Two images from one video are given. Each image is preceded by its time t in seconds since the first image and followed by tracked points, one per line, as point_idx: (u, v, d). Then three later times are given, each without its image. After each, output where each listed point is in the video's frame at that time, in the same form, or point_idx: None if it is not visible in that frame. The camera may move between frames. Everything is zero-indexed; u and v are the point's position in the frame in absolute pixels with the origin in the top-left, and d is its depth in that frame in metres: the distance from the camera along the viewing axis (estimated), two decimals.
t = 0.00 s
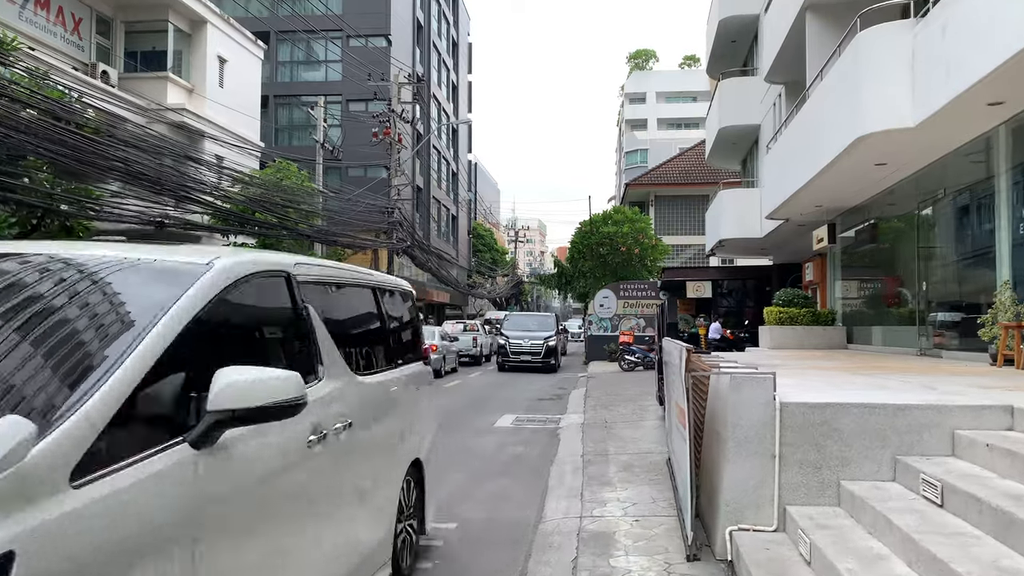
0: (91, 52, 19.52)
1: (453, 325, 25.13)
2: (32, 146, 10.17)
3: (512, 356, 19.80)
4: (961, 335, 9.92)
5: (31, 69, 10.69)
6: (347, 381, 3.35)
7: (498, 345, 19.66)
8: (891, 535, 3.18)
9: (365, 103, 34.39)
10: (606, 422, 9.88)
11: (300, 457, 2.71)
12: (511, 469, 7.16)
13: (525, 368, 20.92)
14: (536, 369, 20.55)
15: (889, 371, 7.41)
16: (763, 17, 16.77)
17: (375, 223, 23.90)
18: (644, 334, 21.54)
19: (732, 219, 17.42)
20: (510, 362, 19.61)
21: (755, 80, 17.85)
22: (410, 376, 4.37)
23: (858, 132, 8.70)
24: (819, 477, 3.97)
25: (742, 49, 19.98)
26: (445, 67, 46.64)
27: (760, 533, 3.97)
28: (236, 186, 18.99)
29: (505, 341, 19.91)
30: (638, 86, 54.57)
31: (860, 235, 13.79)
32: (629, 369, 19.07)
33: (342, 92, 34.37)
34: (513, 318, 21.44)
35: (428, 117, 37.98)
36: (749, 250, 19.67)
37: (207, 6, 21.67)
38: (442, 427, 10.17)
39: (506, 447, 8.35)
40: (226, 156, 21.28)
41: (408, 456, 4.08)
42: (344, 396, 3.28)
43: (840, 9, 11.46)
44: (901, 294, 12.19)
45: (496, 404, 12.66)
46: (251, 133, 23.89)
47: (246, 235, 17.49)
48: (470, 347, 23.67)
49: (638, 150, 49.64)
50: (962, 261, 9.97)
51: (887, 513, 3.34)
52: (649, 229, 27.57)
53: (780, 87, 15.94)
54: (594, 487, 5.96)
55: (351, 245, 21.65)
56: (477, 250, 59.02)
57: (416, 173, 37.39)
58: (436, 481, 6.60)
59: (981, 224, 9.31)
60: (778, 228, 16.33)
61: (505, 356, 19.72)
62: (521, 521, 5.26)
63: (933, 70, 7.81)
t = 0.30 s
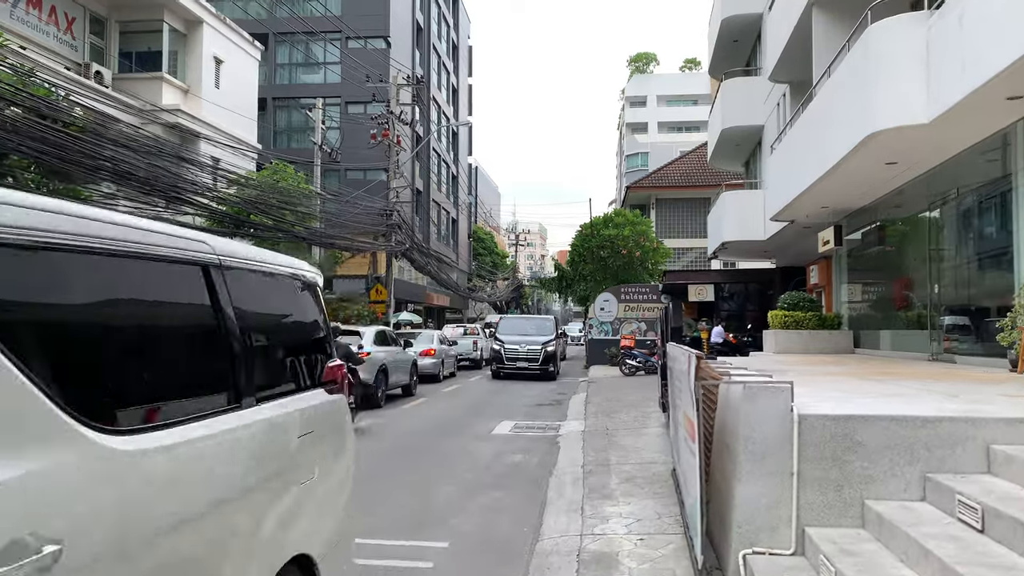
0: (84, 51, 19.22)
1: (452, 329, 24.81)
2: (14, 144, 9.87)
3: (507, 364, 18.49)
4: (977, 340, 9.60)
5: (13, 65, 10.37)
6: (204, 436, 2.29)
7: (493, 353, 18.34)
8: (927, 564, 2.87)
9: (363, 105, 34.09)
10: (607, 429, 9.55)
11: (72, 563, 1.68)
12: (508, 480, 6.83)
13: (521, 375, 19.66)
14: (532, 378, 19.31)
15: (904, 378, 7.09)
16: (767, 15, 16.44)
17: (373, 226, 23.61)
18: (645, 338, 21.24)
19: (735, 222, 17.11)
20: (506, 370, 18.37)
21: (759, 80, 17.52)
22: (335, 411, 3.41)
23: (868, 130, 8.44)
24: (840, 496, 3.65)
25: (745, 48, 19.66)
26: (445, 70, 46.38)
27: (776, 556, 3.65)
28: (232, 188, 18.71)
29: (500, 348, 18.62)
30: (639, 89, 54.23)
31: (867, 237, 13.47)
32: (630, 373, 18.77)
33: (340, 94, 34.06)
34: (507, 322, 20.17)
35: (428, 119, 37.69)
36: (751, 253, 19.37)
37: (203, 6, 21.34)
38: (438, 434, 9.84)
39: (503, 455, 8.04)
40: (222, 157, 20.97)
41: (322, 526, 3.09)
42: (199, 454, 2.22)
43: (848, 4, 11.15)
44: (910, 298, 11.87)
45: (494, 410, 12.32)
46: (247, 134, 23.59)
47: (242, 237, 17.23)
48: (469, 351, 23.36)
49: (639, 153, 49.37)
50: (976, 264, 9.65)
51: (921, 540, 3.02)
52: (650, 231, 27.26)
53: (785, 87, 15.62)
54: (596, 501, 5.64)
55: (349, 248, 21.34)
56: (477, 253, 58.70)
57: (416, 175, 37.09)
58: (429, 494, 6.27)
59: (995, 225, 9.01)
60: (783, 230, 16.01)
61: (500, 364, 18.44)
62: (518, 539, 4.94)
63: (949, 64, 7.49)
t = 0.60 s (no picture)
0: (77, 48, 18.90)
1: (452, 331, 24.43)
2: None
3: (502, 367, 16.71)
4: (996, 341, 9.22)
5: None
6: None
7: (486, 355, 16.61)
8: None
9: (362, 105, 33.73)
10: (610, 434, 9.18)
11: None
12: (507, 488, 6.45)
13: (518, 382, 17.89)
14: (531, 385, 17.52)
15: (924, 380, 6.74)
16: (773, 10, 16.09)
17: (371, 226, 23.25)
18: (647, 340, 20.88)
19: (739, 221, 16.76)
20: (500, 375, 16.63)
21: (764, 76, 17.16)
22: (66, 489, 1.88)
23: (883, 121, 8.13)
24: (873, 510, 3.29)
25: (750, 45, 19.30)
26: (445, 71, 46.09)
27: None
28: (227, 186, 18.39)
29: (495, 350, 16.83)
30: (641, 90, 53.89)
31: (876, 236, 13.10)
32: (632, 376, 18.41)
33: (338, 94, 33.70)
34: (502, 324, 18.45)
35: (427, 119, 37.35)
36: (755, 253, 19.01)
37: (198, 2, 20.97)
38: (435, 439, 9.45)
39: (502, 461, 7.67)
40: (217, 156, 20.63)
41: None
42: None
43: None
44: (923, 299, 11.50)
45: (492, 414, 11.93)
46: (243, 133, 23.23)
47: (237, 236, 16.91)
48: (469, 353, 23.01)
49: (640, 154, 49.06)
50: (996, 261, 9.33)
51: (973, 561, 2.66)
52: (652, 232, 26.93)
53: (791, 82, 15.26)
54: (600, 512, 5.27)
55: (346, 248, 20.99)
56: (477, 255, 58.37)
57: (415, 176, 36.74)
58: (421, 503, 5.90)
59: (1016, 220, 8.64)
60: (789, 230, 15.65)
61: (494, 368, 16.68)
62: (515, 553, 4.58)
63: (967, 51, 7.17)
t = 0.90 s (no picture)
0: (68, 46, 18.58)
1: (449, 334, 24.08)
2: None
3: (495, 376, 14.95)
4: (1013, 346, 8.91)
5: None
6: None
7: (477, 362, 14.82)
8: None
9: (360, 105, 33.40)
10: (611, 443, 8.83)
11: None
12: (503, 503, 6.11)
13: (510, 390, 16.15)
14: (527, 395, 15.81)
15: (941, 389, 6.42)
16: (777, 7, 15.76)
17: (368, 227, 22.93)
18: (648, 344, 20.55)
19: (742, 222, 16.43)
20: (492, 384, 14.88)
21: (767, 74, 16.83)
22: None
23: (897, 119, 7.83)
24: (906, 542, 3.03)
25: (753, 43, 18.97)
26: (444, 71, 45.78)
27: None
28: (222, 186, 18.10)
29: (486, 357, 15.06)
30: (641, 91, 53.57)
31: (884, 237, 12.76)
32: (633, 380, 18.06)
33: (336, 94, 33.37)
34: (495, 326, 16.66)
35: (426, 120, 37.02)
36: (759, 255, 18.68)
37: None
38: (429, 448, 9.09)
39: (499, 472, 7.35)
40: (212, 157, 20.32)
41: None
42: None
43: None
44: (933, 302, 11.20)
45: (490, 420, 11.60)
46: (238, 133, 22.90)
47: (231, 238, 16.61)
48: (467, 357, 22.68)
49: (641, 155, 48.75)
50: (1012, 264, 9.03)
51: None
52: (653, 234, 26.60)
53: (796, 80, 14.93)
54: (603, 531, 4.96)
55: (343, 250, 20.66)
56: (476, 257, 58.04)
57: (414, 177, 36.43)
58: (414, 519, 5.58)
59: None
60: (793, 231, 15.32)
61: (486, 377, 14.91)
62: None
63: (983, 45, 6.89)
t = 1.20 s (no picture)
0: (57, 40, 18.24)
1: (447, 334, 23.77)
2: None
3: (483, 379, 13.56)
4: None
5: None
6: None
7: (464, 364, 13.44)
8: None
9: (357, 104, 33.06)
10: (610, 446, 8.51)
11: None
12: (495, 511, 5.78)
13: (499, 396, 14.87)
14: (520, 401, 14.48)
15: (957, 389, 6.10)
16: None
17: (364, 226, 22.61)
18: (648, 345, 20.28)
19: (745, 220, 16.10)
20: (480, 389, 13.50)
21: (770, 69, 16.51)
22: None
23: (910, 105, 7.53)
24: (936, 561, 2.73)
25: (755, 38, 18.64)
26: (443, 70, 45.43)
27: None
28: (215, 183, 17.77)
29: (474, 359, 13.63)
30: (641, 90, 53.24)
31: (889, 235, 12.43)
32: (633, 381, 17.73)
33: (333, 93, 33.04)
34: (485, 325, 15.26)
35: (424, 119, 36.69)
36: (760, 253, 18.36)
37: None
38: (421, 451, 8.76)
39: (491, 476, 7.03)
40: (205, 154, 20.01)
41: None
42: None
43: None
44: (941, 301, 10.88)
45: (486, 422, 11.27)
46: (233, 130, 22.57)
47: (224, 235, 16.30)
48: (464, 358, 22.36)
49: (641, 155, 48.43)
50: None
51: None
52: (653, 233, 26.37)
53: (799, 74, 14.61)
54: (599, 542, 4.63)
55: (339, 248, 20.36)
56: (476, 258, 57.72)
57: (412, 176, 36.11)
58: (400, 527, 5.27)
59: None
60: (797, 229, 14.99)
61: (474, 381, 13.50)
62: None
63: (998, 28, 6.59)
